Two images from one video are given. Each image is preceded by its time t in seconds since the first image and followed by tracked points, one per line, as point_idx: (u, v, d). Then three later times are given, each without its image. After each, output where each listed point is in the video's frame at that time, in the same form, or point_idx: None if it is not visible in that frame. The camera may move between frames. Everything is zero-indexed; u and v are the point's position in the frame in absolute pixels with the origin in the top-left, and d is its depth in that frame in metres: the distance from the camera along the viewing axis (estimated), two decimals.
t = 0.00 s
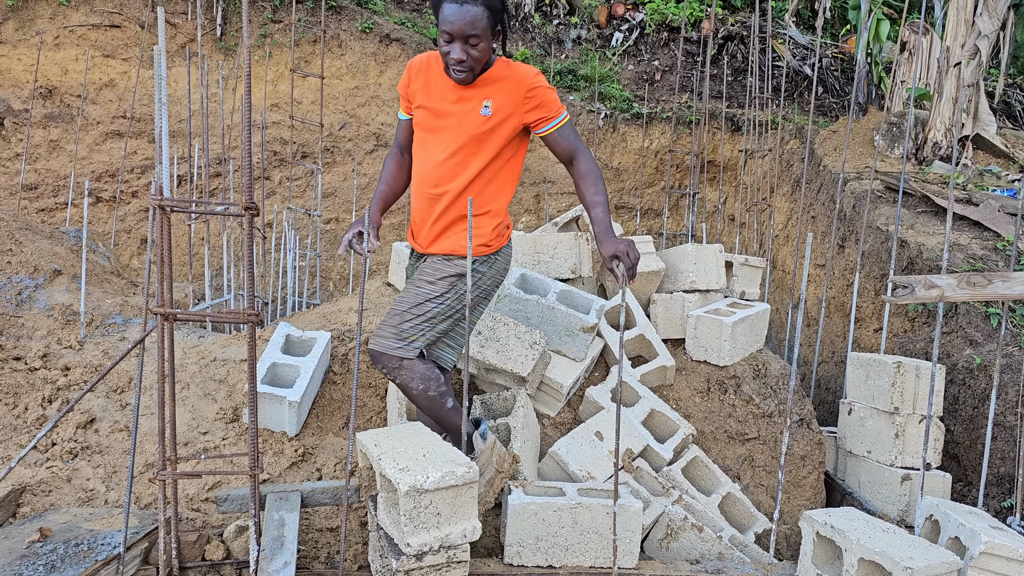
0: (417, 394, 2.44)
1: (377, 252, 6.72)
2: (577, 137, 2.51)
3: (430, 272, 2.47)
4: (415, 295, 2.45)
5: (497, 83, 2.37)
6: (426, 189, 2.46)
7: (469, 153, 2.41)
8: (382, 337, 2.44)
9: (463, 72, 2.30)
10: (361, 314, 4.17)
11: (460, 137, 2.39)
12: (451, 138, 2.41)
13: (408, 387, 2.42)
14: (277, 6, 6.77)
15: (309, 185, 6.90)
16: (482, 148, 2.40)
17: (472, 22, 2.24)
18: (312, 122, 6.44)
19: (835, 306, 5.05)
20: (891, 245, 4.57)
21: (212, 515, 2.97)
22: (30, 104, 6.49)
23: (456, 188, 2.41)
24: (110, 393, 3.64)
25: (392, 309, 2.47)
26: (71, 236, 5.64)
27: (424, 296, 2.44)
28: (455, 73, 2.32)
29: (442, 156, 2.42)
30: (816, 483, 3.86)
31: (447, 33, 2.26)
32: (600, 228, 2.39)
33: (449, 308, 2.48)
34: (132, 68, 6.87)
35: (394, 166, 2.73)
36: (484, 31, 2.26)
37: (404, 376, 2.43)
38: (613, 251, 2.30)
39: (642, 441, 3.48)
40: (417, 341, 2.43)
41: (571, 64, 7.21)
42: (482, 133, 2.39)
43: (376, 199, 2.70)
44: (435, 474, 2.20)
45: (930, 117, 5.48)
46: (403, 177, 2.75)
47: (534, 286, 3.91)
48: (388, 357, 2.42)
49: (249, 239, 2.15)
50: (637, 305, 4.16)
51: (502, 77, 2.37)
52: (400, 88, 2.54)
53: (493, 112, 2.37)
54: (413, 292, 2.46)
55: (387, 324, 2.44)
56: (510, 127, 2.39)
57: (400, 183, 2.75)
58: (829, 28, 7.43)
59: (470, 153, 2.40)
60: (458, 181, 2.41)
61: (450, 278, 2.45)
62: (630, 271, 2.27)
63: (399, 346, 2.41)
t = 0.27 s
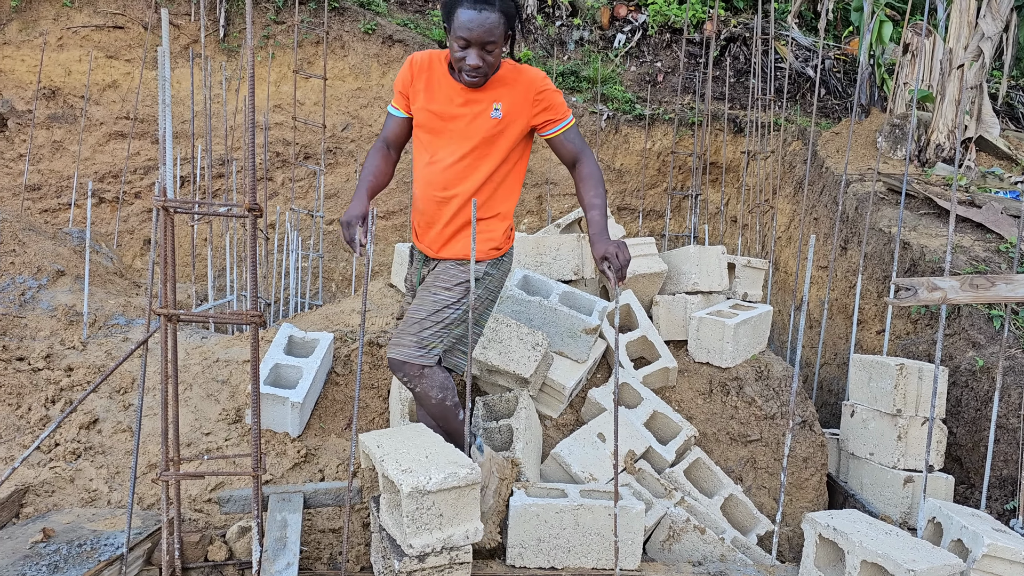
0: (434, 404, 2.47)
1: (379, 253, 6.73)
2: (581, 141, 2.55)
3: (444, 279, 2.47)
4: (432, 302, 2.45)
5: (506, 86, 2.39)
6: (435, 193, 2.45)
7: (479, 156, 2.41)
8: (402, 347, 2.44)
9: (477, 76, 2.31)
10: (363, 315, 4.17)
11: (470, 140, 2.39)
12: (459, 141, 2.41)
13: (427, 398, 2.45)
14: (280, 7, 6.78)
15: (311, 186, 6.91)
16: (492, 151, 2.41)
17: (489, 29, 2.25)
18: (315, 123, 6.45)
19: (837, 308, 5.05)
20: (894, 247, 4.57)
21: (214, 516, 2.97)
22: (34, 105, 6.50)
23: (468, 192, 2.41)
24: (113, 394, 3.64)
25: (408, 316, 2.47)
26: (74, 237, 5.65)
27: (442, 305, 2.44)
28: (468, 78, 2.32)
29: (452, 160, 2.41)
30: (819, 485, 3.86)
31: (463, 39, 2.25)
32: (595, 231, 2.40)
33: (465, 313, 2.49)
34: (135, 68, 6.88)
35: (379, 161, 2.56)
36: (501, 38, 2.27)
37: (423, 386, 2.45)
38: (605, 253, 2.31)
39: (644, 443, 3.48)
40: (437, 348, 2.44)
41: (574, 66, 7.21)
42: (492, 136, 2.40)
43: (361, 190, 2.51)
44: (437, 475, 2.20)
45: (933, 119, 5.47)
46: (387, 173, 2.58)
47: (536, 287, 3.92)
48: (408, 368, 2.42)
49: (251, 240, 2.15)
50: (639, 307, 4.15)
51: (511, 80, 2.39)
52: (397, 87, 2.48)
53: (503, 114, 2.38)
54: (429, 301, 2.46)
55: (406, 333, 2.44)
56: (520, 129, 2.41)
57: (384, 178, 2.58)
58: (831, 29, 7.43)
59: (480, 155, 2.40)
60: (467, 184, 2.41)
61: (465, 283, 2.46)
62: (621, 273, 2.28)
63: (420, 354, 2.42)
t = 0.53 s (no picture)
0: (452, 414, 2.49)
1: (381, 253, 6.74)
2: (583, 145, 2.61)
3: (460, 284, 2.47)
4: (455, 309, 2.45)
5: (518, 90, 2.41)
6: (446, 195, 2.43)
7: (491, 158, 2.42)
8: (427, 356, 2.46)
9: (497, 81, 2.29)
10: (365, 316, 4.17)
11: (484, 142, 2.40)
12: (472, 143, 2.40)
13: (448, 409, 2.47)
14: (282, 7, 6.79)
15: (313, 187, 6.92)
16: (504, 153, 2.43)
17: (516, 35, 2.23)
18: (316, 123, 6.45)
19: (839, 309, 5.05)
20: (896, 248, 4.57)
21: (216, 516, 2.98)
22: (36, 105, 6.51)
23: (481, 195, 2.42)
24: (115, 394, 3.65)
25: (431, 325, 2.46)
26: (76, 237, 5.65)
27: (462, 311, 2.45)
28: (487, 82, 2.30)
29: (465, 162, 2.40)
30: (820, 486, 3.86)
31: (489, 43, 2.22)
32: (596, 231, 2.43)
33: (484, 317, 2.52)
34: (137, 69, 6.88)
35: (373, 157, 2.46)
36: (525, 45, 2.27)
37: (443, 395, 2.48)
38: (606, 253, 2.33)
39: (646, 443, 3.48)
40: (465, 356, 2.47)
41: (576, 67, 7.22)
42: (505, 138, 2.41)
43: (353, 189, 2.40)
44: (439, 476, 2.21)
45: (935, 119, 5.47)
46: (380, 169, 2.49)
47: (538, 288, 3.92)
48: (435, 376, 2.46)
49: (254, 241, 2.15)
50: (641, 307, 4.15)
51: (523, 84, 2.42)
52: (402, 84, 2.41)
53: (516, 118, 2.41)
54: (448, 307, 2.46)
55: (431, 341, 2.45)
56: (531, 133, 2.45)
57: (376, 175, 2.48)
58: (833, 30, 7.44)
59: (493, 158, 2.42)
60: (480, 186, 2.42)
61: (483, 287, 2.47)
62: (621, 272, 2.28)
63: (448, 362, 2.45)
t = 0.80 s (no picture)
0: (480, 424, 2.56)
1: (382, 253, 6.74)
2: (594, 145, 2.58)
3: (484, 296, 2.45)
4: (486, 323, 2.46)
5: (534, 88, 2.36)
6: (458, 193, 2.37)
7: (505, 157, 2.36)
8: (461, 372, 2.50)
9: (517, 77, 2.25)
10: (367, 315, 4.18)
11: (499, 140, 2.34)
12: (486, 141, 2.34)
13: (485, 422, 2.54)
14: (284, 6, 6.79)
15: (315, 186, 6.93)
16: (518, 153, 2.37)
17: (538, 30, 2.21)
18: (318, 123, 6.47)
19: (841, 309, 5.05)
20: (897, 248, 4.57)
21: (218, 515, 2.98)
22: (38, 104, 6.52)
23: (493, 194, 2.37)
24: (117, 393, 3.66)
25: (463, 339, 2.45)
26: (79, 236, 5.66)
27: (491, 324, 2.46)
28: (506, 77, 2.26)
29: (478, 160, 2.34)
30: (822, 486, 3.86)
31: (512, 36, 2.19)
32: (598, 230, 2.43)
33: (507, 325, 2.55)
34: (139, 68, 6.89)
35: (378, 148, 2.37)
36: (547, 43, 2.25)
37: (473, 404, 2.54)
38: (605, 252, 2.33)
39: (647, 443, 3.48)
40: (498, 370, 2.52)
41: (577, 66, 7.22)
42: (521, 137, 2.36)
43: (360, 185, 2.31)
44: (441, 475, 2.21)
45: (937, 120, 5.47)
46: (383, 161, 2.40)
47: (539, 288, 3.92)
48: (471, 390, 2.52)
49: (256, 241, 2.15)
50: (643, 307, 4.15)
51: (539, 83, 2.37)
52: (416, 75, 2.32)
53: (532, 116, 2.36)
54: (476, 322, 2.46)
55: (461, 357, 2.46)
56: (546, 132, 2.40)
57: (380, 169, 2.38)
58: (835, 30, 7.44)
59: (506, 157, 2.36)
60: (493, 186, 2.37)
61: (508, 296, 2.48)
62: (620, 272, 2.28)
63: (484, 377, 2.50)
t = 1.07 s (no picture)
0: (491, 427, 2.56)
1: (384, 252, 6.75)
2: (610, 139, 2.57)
3: (502, 299, 2.48)
4: (507, 326, 2.50)
5: (555, 81, 2.34)
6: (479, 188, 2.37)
7: (526, 152, 2.36)
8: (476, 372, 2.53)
9: (539, 69, 2.25)
10: (369, 314, 4.18)
11: (520, 135, 2.33)
12: (508, 136, 2.33)
13: (502, 422, 2.54)
14: (286, 5, 6.80)
15: (317, 185, 6.93)
16: (539, 147, 2.37)
17: (560, 18, 2.20)
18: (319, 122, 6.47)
19: (843, 309, 5.05)
20: (899, 247, 4.56)
21: (220, 513, 2.98)
22: (41, 103, 6.53)
23: (514, 189, 2.37)
24: (120, 391, 3.66)
25: (487, 343, 2.49)
26: (81, 234, 5.67)
27: (507, 327, 2.50)
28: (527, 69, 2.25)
29: (499, 155, 2.33)
30: (824, 486, 3.86)
31: (534, 26, 2.18)
32: (603, 230, 2.46)
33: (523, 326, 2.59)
34: (142, 67, 6.89)
35: (396, 144, 2.35)
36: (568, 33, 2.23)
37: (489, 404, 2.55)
38: (611, 251, 2.35)
39: (649, 442, 3.48)
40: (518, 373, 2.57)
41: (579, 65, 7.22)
42: (541, 131, 2.35)
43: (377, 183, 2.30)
44: (444, 474, 2.21)
45: (939, 119, 5.47)
46: (400, 158, 2.37)
47: (541, 287, 3.92)
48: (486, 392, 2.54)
49: (259, 240, 2.14)
50: (645, 306, 4.15)
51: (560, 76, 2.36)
52: (437, 70, 2.31)
53: (552, 110, 2.35)
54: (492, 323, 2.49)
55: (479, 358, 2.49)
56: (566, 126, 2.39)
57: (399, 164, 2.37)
58: (838, 30, 7.44)
59: (527, 151, 2.35)
60: (514, 181, 2.37)
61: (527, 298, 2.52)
62: (624, 271, 2.29)
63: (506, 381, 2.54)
